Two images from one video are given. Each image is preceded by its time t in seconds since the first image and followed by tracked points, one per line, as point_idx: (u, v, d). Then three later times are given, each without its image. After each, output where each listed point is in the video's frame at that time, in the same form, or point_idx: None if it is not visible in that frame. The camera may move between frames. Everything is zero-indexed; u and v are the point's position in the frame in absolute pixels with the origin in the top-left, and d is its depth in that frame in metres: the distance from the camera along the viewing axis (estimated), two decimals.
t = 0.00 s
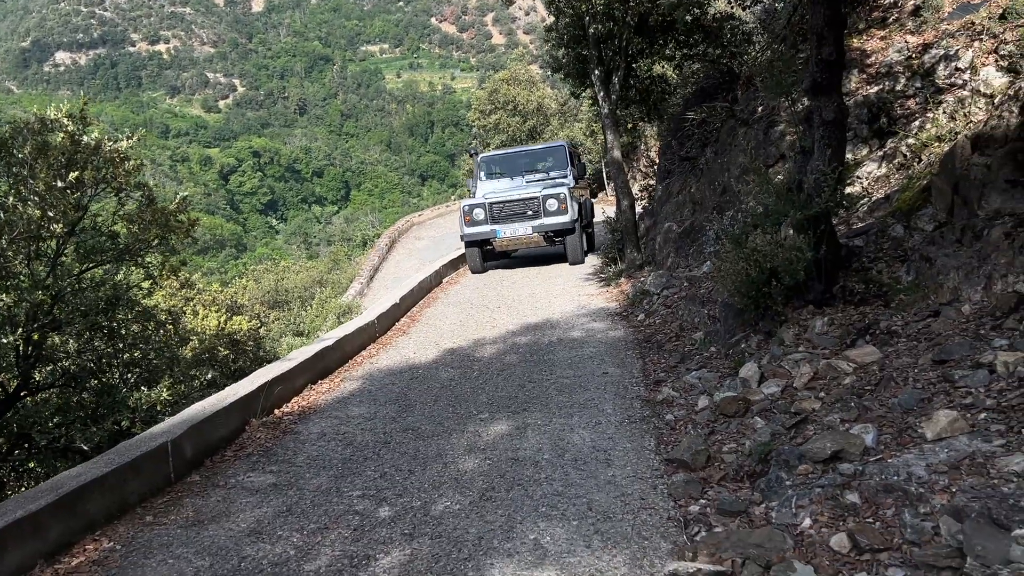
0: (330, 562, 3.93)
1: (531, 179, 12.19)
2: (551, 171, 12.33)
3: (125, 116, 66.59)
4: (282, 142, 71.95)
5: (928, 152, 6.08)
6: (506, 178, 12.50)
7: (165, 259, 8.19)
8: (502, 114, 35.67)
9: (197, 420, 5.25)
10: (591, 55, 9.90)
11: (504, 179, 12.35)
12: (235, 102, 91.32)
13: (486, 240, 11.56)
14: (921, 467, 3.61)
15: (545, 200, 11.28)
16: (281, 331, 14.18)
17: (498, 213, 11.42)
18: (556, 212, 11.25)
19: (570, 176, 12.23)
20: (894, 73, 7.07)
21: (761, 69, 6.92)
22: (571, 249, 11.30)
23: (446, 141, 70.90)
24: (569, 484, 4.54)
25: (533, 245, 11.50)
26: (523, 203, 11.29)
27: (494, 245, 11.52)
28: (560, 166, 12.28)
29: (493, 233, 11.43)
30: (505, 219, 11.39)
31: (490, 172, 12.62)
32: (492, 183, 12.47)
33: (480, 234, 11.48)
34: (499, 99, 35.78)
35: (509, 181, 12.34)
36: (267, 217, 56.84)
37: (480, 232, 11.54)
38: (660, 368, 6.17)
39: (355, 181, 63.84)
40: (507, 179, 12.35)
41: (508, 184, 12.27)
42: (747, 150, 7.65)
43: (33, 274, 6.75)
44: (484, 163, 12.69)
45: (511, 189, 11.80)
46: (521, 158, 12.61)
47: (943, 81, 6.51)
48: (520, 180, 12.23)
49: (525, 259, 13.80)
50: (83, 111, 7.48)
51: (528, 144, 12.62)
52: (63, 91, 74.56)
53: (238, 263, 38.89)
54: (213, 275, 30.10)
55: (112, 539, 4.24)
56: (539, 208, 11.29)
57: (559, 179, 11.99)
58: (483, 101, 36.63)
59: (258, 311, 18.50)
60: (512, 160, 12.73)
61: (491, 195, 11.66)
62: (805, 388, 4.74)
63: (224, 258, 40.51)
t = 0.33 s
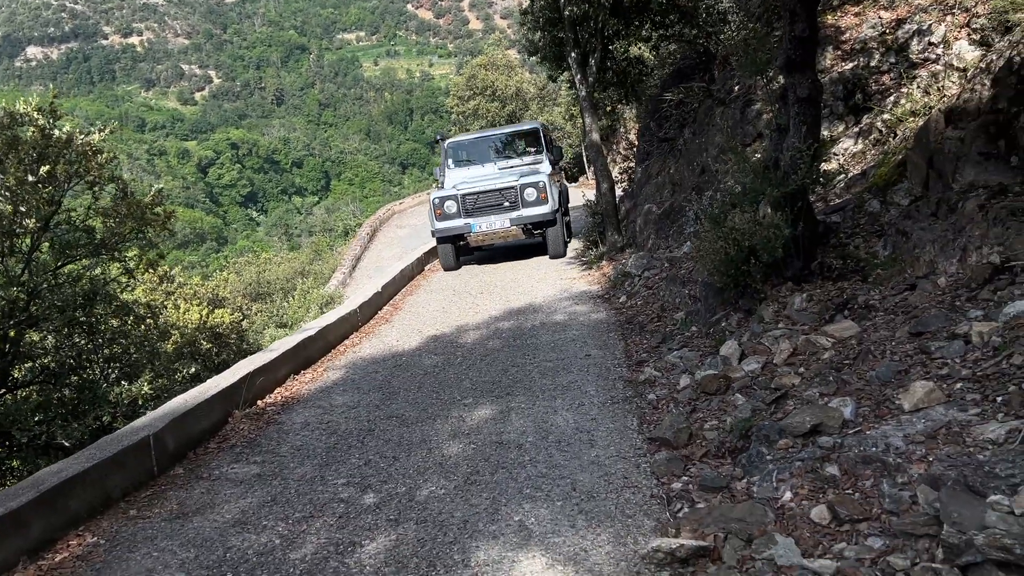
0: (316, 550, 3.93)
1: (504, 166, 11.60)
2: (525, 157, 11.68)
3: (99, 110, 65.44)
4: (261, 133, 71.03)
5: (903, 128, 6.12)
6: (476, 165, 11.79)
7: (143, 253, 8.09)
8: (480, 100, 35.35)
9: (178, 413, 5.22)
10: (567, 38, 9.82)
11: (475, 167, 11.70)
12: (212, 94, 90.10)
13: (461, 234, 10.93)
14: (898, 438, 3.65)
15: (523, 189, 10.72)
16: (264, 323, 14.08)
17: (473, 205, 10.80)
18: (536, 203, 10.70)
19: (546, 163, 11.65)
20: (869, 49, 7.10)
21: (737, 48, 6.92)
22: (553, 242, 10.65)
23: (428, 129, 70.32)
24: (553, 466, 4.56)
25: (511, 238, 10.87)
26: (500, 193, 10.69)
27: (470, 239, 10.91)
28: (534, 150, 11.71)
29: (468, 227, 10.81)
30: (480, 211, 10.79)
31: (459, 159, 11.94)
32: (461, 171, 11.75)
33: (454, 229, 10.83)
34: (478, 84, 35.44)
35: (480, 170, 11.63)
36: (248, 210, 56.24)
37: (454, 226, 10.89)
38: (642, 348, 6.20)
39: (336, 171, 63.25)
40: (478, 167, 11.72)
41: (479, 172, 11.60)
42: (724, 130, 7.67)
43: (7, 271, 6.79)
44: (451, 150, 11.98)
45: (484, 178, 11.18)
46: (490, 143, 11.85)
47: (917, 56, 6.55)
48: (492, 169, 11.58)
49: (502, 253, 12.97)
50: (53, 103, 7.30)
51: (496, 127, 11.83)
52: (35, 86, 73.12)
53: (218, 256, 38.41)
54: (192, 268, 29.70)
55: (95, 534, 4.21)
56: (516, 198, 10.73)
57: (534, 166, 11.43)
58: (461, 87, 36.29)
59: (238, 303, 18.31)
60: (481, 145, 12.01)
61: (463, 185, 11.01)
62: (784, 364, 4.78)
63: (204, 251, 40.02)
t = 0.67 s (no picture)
0: (310, 546, 3.88)
1: (483, 155, 10.66)
2: (505, 145, 10.74)
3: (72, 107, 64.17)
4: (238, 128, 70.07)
5: (886, 108, 6.14)
6: (451, 155, 10.75)
7: (124, 252, 7.93)
8: (459, 89, 35.07)
9: (166, 412, 5.14)
10: (548, 24, 9.72)
11: (450, 157, 10.73)
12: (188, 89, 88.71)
13: (439, 233, 10.03)
14: (891, 418, 3.68)
15: (506, 181, 9.86)
16: (249, 318, 13.93)
17: (452, 200, 9.91)
18: (521, 196, 9.85)
19: (529, 151, 10.74)
20: (850, 30, 7.12)
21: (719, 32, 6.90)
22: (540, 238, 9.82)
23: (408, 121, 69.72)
24: (547, 454, 4.55)
25: (495, 235, 10.06)
26: (480, 187, 9.81)
27: (449, 239, 10.04)
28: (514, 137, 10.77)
29: (447, 225, 9.92)
30: (460, 207, 9.90)
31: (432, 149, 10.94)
32: (434, 163, 10.71)
33: (432, 230, 9.92)
34: (457, 74, 35.15)
35: (457, 161, 10.64)
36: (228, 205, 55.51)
37: (431, 225, 9.98)
38: (631, 335, 6.19)
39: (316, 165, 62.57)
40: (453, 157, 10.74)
41: (455, 163, 10.58)
42: (708, 114, 7.66)
43: None
44: (424, 139, 10.97)
45: (461, 170, 10.26)
46: (465, 129, 10.78)
47: (899, 36, 6.58)
48: (470, 159, 10.61)
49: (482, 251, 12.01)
50: (27, 100, 7.14)
51: (471, 112, 10.78)
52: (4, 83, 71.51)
53: (198, 252, 37.86)
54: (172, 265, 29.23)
55: (85, 537, 4.14)
56: (499, 191, 9.87)
57: (516, 155, 10.52)
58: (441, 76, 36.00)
59: (221, 299, 18.07)
60: (455, 132, 10.94)
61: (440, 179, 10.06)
62: (774, 348, 4.79)
63: (184, 248, 39.44)
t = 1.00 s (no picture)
0: (293, 545, 3.86)
1: (459, 149, 9.83)
2: (485, 142, 9.86)
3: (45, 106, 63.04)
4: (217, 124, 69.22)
5: (861, 94, 6.18)
6: (425, 150, 9.89)
7: (99, 252, 7.81)
8: (438, 81, 34.86)
9: (147, 413, 5.09)
10: (525, 15, 9.66)
11: (424, 151, 9.87)
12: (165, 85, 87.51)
13: (413, 237, 8.84)
14: (870, 403, 3.72)
15: (489, 180, 8.74)
16: (229, 316, 13.79)
17: (428, 201, 8.70)
18: (506, 197, 8.74)
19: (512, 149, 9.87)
20: (824, 16, 7.14)
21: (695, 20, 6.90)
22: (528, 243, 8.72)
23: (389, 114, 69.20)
24: (530, 446, 4.55)
25: (475, 241, 8.94)
26: (461, 187, 8.65)
27: (425, 244, 8.85)
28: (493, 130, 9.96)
29: (423, 229, 8.71)
30: (437, 209, 8.71)
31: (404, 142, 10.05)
32: (407, 158, 9.84)
33: (406, 234, 8.72)
34: (436, 66, 34.94)
35: (432, 158, 9.72)
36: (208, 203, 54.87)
37: (404, 229, 8.75)
38: (613, 325, 6.19)
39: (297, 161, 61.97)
40: (427, 151, 9.89)
41: (430, 159, 9.71)
42: (686, 102, 7.66)
43: None
44: (394, 131, 10.06)
45: (438, 167, 9.10)
46: (440, 122, 9.96)
47: (872, 22, 6.62)
48: (447, 156, 9.71)
49: (458, 251, 10.95)
50: None
51: (447, 103, 9.97)
52: None
53: (178, 251, 37.37)
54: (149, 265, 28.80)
55: (65, 542, 4.09)
56: (482, 190, 8.73)
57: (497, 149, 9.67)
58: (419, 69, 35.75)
59: (200, 297, 17.85)
60: (429, 124, 10.06)
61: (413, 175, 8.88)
62: (754, 335, 4.81)
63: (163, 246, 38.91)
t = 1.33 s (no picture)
0: (280, 544, 3.88)
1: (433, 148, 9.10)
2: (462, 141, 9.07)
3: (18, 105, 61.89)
4: (195, 122, 68.41)
5: (836, 85, 6.25)
6: (396, 148, 9.20)
7: (78, 255, 7.75)
8: (417, 76, 34.66)
9: (130, 416, 5.08)
10: (502, 9, 9.60)
11: (394, 150, 9.15)
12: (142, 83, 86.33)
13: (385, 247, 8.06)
14: (847, 390, 3.80)
15: (468, 181, 8.02)
16: (211, 317, 13.69)
17: (400, 205, 7.97)
18: (488, 200, 8.03)
19: (492, 148, 9.10)
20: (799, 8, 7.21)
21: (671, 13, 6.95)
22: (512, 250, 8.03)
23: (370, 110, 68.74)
24: (515, 441, 4.59)
25: (453, 251, 8.17)
26: (436, 189, 7.94)
27: (397, 254, 8.09)
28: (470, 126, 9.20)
29: (395, 237, 7.96)
30: (411, 214, 7.97)
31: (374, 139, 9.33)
32: (376, 158, 9.14)
33: (376, 244, 7.96)
34: (414, 61, 34.73)
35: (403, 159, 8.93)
36: (188, 202, 54.24)
37: (374, 237, 7.99)
38: (595, 319, 6.23)
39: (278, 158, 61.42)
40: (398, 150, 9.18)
41: (401, 159, 9.01)
42: (664, 95, 7.71)
43: None
44: (363, 128, 9.32)
45: (411, 168, 8.36)
46: (411, 117, 9.21)
47: (846, 13, 6.70)
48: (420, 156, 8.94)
49: (435, 261, 10.03)
50: None
51: (419, 97, 9.24)
52: None
53: (158, 251, 36.96)
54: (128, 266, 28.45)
55: (51, 546, 4.08)
56: (460, 193, 8.02)
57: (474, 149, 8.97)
58: (398, 64, 35.54)
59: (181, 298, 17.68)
60: (400, 120, 9.36)
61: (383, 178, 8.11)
62: (733, 325, 4.86)
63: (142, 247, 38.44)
